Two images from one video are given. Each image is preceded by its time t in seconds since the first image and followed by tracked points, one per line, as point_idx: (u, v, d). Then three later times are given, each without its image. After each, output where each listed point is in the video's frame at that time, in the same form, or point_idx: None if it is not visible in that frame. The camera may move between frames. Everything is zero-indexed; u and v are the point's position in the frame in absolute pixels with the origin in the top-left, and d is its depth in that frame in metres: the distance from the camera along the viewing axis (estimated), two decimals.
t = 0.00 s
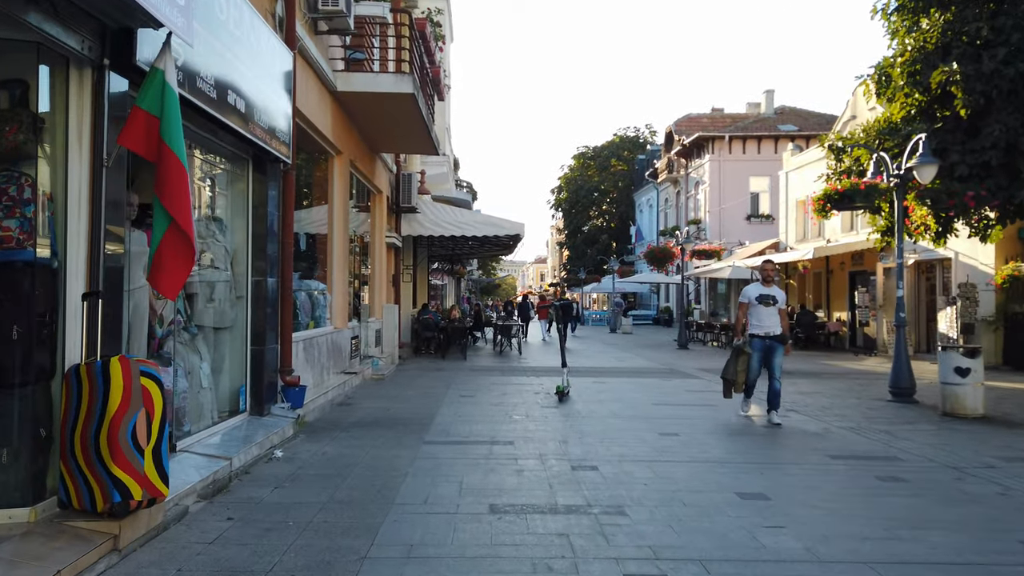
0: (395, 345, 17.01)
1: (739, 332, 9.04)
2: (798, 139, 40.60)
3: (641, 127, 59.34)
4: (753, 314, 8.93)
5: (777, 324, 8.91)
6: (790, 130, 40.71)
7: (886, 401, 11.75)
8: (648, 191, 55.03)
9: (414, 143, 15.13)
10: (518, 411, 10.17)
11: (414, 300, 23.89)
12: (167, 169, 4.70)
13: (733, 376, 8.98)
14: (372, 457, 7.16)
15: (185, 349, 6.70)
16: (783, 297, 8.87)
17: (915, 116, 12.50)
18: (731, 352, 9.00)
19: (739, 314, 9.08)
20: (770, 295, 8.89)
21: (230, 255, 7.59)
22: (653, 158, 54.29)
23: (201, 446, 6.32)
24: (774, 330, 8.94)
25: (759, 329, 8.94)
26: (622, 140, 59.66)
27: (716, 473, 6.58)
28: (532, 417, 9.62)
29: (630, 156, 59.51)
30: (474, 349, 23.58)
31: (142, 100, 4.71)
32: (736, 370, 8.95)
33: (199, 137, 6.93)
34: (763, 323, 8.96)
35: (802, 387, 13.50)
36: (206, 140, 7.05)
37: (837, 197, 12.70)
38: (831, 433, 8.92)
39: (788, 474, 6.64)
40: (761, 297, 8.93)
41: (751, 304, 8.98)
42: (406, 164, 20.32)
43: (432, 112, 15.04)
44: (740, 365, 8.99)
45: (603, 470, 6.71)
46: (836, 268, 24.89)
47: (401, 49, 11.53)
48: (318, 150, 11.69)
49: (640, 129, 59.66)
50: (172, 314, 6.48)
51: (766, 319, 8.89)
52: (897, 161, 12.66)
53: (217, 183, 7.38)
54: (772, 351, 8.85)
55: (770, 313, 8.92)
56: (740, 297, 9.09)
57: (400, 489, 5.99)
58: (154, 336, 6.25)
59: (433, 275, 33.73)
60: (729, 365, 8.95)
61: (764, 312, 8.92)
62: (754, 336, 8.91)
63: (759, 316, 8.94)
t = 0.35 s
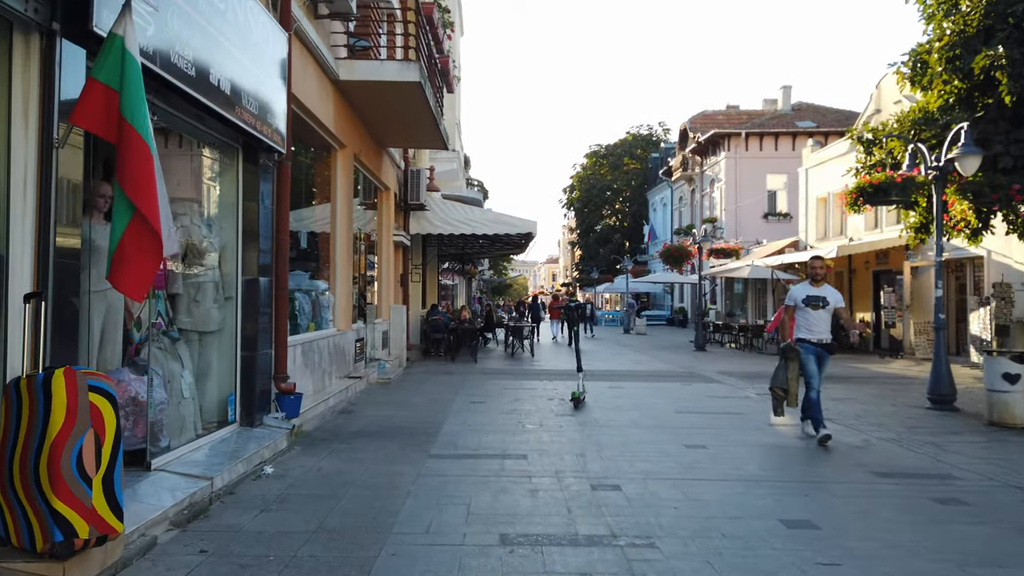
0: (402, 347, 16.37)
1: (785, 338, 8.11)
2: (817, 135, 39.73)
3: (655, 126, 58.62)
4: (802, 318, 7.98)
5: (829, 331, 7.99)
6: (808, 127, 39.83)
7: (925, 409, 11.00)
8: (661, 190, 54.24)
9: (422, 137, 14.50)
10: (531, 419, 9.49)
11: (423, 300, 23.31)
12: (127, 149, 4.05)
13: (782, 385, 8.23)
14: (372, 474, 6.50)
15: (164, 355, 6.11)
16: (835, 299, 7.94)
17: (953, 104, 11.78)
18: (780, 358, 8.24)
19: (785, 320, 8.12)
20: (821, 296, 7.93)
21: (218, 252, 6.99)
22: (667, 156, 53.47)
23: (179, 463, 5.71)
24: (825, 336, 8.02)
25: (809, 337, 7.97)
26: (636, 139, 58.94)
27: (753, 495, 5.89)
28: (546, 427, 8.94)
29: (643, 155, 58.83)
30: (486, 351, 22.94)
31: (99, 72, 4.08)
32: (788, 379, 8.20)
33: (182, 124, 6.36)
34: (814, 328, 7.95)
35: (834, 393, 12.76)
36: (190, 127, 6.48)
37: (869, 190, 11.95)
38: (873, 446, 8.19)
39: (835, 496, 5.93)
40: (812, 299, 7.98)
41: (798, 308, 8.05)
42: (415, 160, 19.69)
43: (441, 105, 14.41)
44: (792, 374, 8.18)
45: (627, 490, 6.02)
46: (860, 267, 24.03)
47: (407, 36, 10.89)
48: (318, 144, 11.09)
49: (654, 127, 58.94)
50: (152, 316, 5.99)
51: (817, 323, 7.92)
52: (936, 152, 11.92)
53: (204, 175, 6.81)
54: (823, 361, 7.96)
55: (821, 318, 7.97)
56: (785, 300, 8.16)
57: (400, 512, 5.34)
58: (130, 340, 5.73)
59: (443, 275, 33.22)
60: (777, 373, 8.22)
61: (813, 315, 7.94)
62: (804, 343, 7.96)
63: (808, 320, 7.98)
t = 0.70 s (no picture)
0: (409, 347, 15.73)
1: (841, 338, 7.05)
2: (835, 130, 38.82)
3: (668, 122, 57.77)
4: (862, 312, 7.01)
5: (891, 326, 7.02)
6: (826, 121, 38.92)
7: (965, 414, 10.25)
8: (674, 187, 53.40)
9: (429, 128, 13.87)
10: (543, 426, 8.82)
11: (432, 299, 22.68)
12: (64, 116, 3.47)
13: (839, 399, 6.99)
14: (367, 490, 5.86)
15: (135, 358, 5.47)
16: (897, 291, 7.03)
17: (995, 88, 11.08)
18: (836, 366, 7.04)
19: (840, 316, 7.10)
20: (883, 287, 7.01)
21: (200, 244, 6.39)
22: (681, 153, 52.62)
23: (150, 480, 5.10)
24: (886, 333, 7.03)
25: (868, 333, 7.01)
26: (648, 136, 58.15)
27: (796, 517, 5.20)
28: (560, 435, 8.26)
29: (656, 152, 58.01)
30: (496, 350, 22.29)
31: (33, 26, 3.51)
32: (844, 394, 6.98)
33: (160, 104, 5.81)
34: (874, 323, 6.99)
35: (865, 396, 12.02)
36: (169, 107, 5.93)
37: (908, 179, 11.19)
38: (918, 456, 7.47)
39: (890, 519, 5.22)
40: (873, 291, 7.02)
41: (856, 301, 7.07)
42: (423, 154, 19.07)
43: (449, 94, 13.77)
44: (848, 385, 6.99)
45: (653, 510, 5.34)
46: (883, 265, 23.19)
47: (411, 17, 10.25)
48: (317, 132, 10.48)
49: (667, 124, 58.09)
50: (123, 314, 5.41)
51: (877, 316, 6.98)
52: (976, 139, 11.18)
53: (183, 160, 6.23)
54: (889, 364, 6.99)
55: (882, 311, 7.01)
56: (839, 292, 7.15)
57: (396, 537, 4.69)
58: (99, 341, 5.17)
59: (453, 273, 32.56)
60: (835, 384, 7.00)
61: (874, 308, 6.99)
62: (865, 345, 7.00)
63: (868, 314, 7.01)
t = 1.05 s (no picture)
0: (419, 344, 15.11)
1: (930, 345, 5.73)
2: (857, 122, 37.77)
3: (684, 115, 56.79)
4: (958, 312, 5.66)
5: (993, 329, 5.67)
6: (849, 112, 37.86)
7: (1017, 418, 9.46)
8: (691, 181, 52.45)
9: (438, 114, 13.23)
10: (560, 430, 8.15)
11: (444, 294, 22.03)
12: None
13: (923, 416, 5.90)
14: (365, 505, 5.22)
15: (106, 359, 4.83)
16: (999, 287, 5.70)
17: None
18: (922, 379, 5.88)
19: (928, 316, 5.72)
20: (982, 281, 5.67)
21: (181, 230, 5.78)
22: (698, 146, 51.65)
23: (115, 497, 4.48)
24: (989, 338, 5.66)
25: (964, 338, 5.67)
26: (664, 129, 57.21)
27: (856, 543, 4.50)
28: (579, 440, 7.58)
29: (672, 146, 57.04)
30: (510, 347, 21.60)
31: None
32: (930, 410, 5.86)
33: (137, 74, 5.21)
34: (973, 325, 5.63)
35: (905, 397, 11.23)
36: (146, 79, 5.33)
37: (953, 165, 10.37)
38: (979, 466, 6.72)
39: (965, 545, 4.51)
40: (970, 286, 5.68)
41: (949, 298, 5.71)
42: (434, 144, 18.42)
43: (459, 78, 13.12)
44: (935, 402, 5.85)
45: (689, 533, 4.67)
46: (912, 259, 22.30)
47: None
48: (318, 116, 9.86)
49: (683, 117, 57.11)
50: (91, 309, 4.81)
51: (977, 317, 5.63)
52: None
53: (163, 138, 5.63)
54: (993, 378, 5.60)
55: (982, 312, 5.66)
56: (926, 287, 5.81)
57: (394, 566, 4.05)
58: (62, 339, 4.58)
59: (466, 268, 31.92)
60: (917, 399, 5.89)
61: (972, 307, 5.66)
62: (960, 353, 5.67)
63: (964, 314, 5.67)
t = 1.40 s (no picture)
0: (425, 345, 14.44)
1: None
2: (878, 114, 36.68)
3: (698, 110, 55.76)
4: None
5: None
6: (869, 105, 36.79)
7: None
8: (705, 177, 51.48)
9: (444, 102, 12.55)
10: (573, 441, 7.44)
11: (452, 292, 21.36)
12: None
13: None
14: (350, 535, 4.55)
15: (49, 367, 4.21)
16: None
17: None
18: None
19: None
20: None
21: (147, 221, 5.15)
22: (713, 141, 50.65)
23: (58, 527, 3.87)
24: None
25: None
26: (678, 124, 56.25)
27: None
28: (594, 453, 6.88)
29: (686, 141, 56.03)
30: (520, 346, 20.90)
31: None
32: None
33: (92, 44, 4.60)
34: None
35: (943, 403, 10.44)
36: (105, 51, 4.71)
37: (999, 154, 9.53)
38: None
39: None
40: None
41: None
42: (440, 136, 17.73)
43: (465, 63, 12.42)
44: None
45: None
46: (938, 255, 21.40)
47: None
48: (314, 100, 9.19)
49: (697, 111, 56.08)
50: (36, 310, 4.19)
51: None
52: None
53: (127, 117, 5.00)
54: None
55: None
56: None
57: None
58: None
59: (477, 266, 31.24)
60: None
61: None
62: None
63: None
